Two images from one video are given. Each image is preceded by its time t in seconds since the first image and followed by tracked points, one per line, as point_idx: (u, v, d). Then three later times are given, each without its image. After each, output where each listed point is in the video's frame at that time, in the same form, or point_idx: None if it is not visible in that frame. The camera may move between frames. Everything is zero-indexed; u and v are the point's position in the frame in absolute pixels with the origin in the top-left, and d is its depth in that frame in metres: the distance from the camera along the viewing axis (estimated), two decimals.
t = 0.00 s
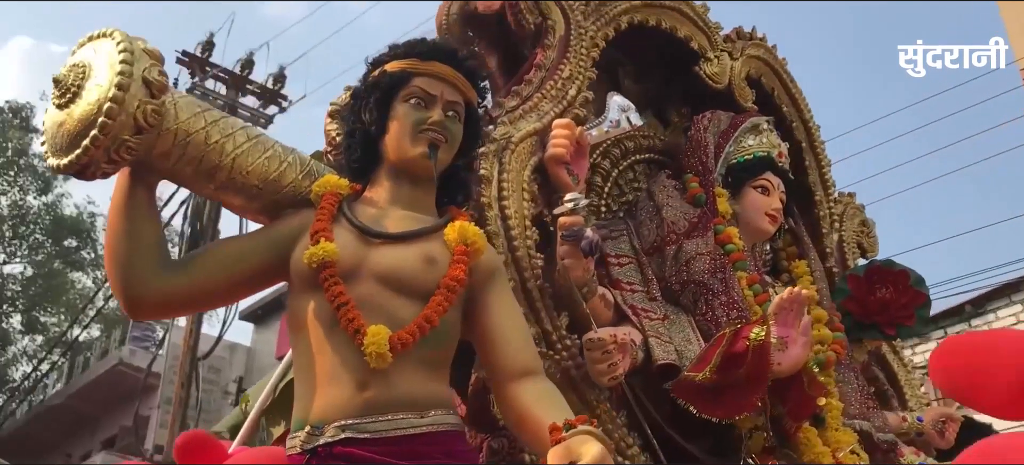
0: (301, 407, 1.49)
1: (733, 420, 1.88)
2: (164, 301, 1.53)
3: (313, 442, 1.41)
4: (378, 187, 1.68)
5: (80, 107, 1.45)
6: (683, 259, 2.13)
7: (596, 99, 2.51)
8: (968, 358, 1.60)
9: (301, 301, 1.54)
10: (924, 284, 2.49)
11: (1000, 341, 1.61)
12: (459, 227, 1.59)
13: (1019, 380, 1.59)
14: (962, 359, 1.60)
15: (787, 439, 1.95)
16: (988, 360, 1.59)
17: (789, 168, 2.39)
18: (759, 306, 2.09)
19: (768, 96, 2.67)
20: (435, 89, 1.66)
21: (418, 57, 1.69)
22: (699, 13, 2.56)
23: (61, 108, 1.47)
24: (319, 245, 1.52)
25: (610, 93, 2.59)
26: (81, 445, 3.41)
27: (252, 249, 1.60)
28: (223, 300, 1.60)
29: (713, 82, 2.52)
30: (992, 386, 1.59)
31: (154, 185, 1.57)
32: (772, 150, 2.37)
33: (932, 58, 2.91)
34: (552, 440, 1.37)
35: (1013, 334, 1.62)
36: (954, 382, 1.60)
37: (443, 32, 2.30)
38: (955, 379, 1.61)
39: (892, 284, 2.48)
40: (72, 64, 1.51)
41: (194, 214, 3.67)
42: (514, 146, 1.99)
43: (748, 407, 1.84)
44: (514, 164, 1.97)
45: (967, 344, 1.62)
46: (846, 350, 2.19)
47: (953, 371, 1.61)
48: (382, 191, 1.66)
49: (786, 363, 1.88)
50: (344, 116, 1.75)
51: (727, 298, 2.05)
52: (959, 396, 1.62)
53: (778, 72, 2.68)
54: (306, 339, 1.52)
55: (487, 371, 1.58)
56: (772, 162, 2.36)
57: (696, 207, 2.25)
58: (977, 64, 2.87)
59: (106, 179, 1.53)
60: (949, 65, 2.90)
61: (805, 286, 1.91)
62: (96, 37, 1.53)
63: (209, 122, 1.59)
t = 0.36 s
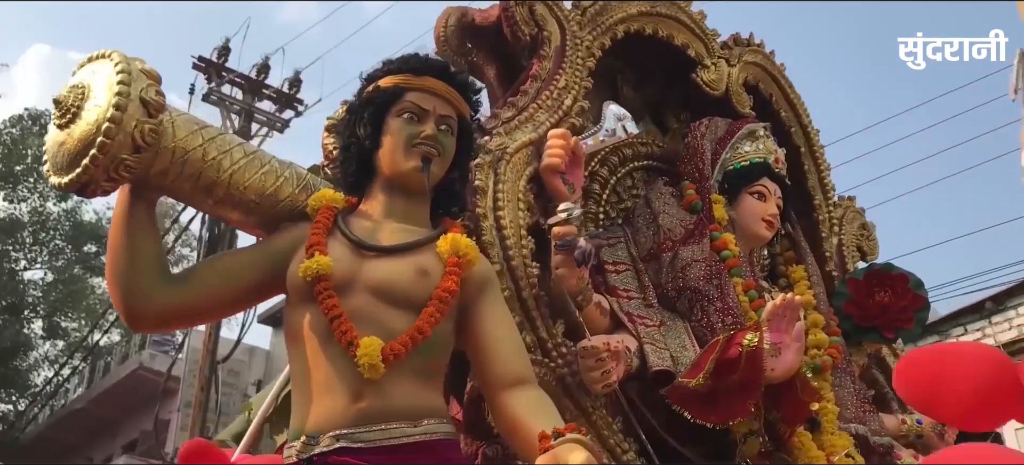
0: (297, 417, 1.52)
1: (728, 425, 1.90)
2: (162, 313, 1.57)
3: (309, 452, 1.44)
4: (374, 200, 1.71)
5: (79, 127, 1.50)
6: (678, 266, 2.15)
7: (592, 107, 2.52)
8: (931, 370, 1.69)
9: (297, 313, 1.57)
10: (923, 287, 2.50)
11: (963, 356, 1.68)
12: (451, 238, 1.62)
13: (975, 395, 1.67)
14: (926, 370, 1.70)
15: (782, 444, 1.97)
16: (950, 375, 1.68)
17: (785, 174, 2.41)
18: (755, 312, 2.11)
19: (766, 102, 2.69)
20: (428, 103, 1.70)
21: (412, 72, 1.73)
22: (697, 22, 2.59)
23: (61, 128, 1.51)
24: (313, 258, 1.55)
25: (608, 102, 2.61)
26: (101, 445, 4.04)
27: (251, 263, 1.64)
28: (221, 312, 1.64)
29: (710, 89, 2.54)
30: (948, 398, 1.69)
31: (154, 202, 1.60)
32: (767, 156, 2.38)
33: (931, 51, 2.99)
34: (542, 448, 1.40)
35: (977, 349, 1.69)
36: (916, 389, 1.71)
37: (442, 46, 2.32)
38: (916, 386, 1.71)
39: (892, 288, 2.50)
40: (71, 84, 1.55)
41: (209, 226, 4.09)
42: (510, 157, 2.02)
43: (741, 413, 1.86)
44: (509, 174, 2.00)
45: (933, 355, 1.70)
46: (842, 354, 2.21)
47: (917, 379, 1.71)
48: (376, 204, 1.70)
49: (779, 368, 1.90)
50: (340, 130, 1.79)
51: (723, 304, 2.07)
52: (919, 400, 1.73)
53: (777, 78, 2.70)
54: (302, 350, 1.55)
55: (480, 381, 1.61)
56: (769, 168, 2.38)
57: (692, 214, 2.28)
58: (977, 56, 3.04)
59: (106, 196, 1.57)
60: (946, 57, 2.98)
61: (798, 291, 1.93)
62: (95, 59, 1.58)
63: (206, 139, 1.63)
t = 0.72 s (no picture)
0: (291, 431, 1.57)
1: (718, 433, 1.94)
2: (160, 333, 1.62)
3: None
4: (365, 219, 1.76)
5: (77, 156, 1.55)
6: (671, 276, 2.19)
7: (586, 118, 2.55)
8: (872, 392, 1.65)
9: (290, 331, 1.62)
10: (920, 293, 2.51)
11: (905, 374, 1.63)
12: (440, 256, 1.67)
13: (910, 415, 1.60)
14: (865, 392, 1.66)
15: (773, 451, 2.01)
16: (891, 396, 1.63)
17: (779, 183, 2.43)
18: (747, 321, 2.14)
19: (762, 110, 2.72)
20: (417, 124, 1.75)
21: (401, 94, 1.77)
22: (691, 33, 2.62)
23: (61, 156, 1.57)
24: (305, 278, 1.60)
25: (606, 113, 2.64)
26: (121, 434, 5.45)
27: (247, 282, 1.69)
28: (219, 330, 1.69)
29: (705, 99, 2.58)
30: (888, 419, 1.63)
31: (152, 225, 1.66)
32: (761, 166, 2.40)
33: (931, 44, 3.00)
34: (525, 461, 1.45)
35: (923, 369, 1.62)
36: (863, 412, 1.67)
37: (437, 62, 2.39)
38: (859, 407, 1.68)
39: (888, 292, 2.52)
40: (71, 114, 1.61)
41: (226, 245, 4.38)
42: (502, 173, 2.06)
43: (730, 421, 1.90)
44: (501, 189, 2.04)
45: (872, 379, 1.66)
46: (836, 361, 2.23)
47: (859, 401, 1.67)
48: (368, 222, 1.75)
49: (768, 377, 1.92)
50: (333, 151, 1.84)
51: (714, 313, 2.10)
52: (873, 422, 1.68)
53: (772, 87, 2.73)
54: (295, 366, 1.60)
55: (469, 394, 1.65)
56: (762, 178, 2.40)
57: (685, 224, 2.31)
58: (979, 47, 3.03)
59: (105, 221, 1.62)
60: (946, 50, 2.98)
61: (786, 301, 1.95)
62: (94, 88, 1.64)
63: (201, 164, 1.68)
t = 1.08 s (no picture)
0: (288, 441, 1.61)
1: (712, 439, 1.96)
2: (161, 345, 1.65)
3: None
4: (361, 231, 1.80)
5: (77, 173, 1.59)
6: (667, 282, 2.22)
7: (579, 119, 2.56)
8: (837, 400, 1.50)
9: (287, 342, 1.65)
10: (916, 296, 2.53)
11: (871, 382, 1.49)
12: (432, 267, 1.70)
13: (877, 421, 1.46)
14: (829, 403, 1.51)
15: (768, 455, 2.03)
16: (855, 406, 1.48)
17: (774, 189, 2.46)
18: (742, 327, 2.16)
19: (759, 117, 2.74)
20: (410, 138, 1.78)
21: (394, 108, 1.81)
22: (687, 41, 2.64)
23: (61, 174, 1.61)
24: (300, 290, 1.64)
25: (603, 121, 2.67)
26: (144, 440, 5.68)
27: (246, 295, 1.72)
28: (218, 342, 1.72)
29: (701, 106, 2.60)
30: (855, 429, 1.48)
31: (152, 239, 1.69)
32: (756, 172, 2.43)
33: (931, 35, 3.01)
34: None
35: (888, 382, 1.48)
36: (826, 423, 1.51)
37: (436, 73, 2.41)
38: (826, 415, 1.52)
39: (885, 296, 2.54)
40: (71, 132, 1.65)
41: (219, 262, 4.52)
42: (497, 183, 2.08)
43: (723, 427, 1.92)
44: (496, 199, 2.06)
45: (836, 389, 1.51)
46: (831, 366, 2.25)
47: (825, 409, 1.52)
48: (363, 234, 1.78)
49: (760, 382, 1.96)
50: (329, 165, 1.87)
51: (709, 320, 2.12)
52: (837, 434, 1.52)
53: (769, 93, 2.75)
54: (292, 377, 1.63)
55: (463, 403, 1.68)
56: (758, 184, 2.42)
57: (681, 231, 2.34)
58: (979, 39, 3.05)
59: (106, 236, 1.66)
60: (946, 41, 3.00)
61: (779, 307, 1.98)
62: (93, 106, 1.68)
63: (199, 179, 1.72)
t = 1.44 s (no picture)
0: (285, 451, 1.64)
1: (706, 444, 1.99)
2: (160, 358, 1.69)
3: None
4: (356, 243, 1.83)
5: (77, 190, 1.63)
6: (662, 289, 2.25)
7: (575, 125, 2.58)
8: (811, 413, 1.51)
9: (283, 353, 1.68)
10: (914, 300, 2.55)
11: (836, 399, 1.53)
12: (426, 279, 1.73)
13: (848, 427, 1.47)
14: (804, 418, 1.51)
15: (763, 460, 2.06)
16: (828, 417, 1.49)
17: (771, 195, 2.48)
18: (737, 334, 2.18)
19: (756, 122, 2.76)
20: (404, 151, 1.81)
21: (389, 123, 1.84)
22: (684, 48, 2.66)
23: (62, 191, 1.65)
24: (295, 303, 1.67)
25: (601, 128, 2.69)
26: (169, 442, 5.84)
27: (243, 308, 1.76)
28: (215, 354, 1.76)
29: (698, 112, 2.62)
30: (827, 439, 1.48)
31: (151, 252, 1.73)
32: (752, 179, 2.45)
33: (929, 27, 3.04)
34: None
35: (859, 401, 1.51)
36: (793, 437, 1.52)
37: (432, 83, 2.45)
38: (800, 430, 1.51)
39: (883, 300, 2.55)
40: (71, 150, 1.69)
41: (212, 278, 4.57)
42: (493, 193, 2.11)
43: (717, 433, 1.95)
44: (492, 209, 2.09)
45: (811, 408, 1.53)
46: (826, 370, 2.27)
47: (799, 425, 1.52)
48: (359, 246, 1.81)
49: (753, 388, 1.98)
50: (325, 177, 1.90)
51: (704, 326, 2.15)
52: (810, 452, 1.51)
53: (766, 99, 2.76)
54: (288, 388, 1.67)
55: (457, 412, 1.71)
56: (754, 190, 2.45)
57: (677, 237, 2.36)
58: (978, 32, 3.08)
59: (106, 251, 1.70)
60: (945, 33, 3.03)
61: (772, 313, 2.00)
62: (92, 124, 1.71)
63: (197, 195, 1.75)
